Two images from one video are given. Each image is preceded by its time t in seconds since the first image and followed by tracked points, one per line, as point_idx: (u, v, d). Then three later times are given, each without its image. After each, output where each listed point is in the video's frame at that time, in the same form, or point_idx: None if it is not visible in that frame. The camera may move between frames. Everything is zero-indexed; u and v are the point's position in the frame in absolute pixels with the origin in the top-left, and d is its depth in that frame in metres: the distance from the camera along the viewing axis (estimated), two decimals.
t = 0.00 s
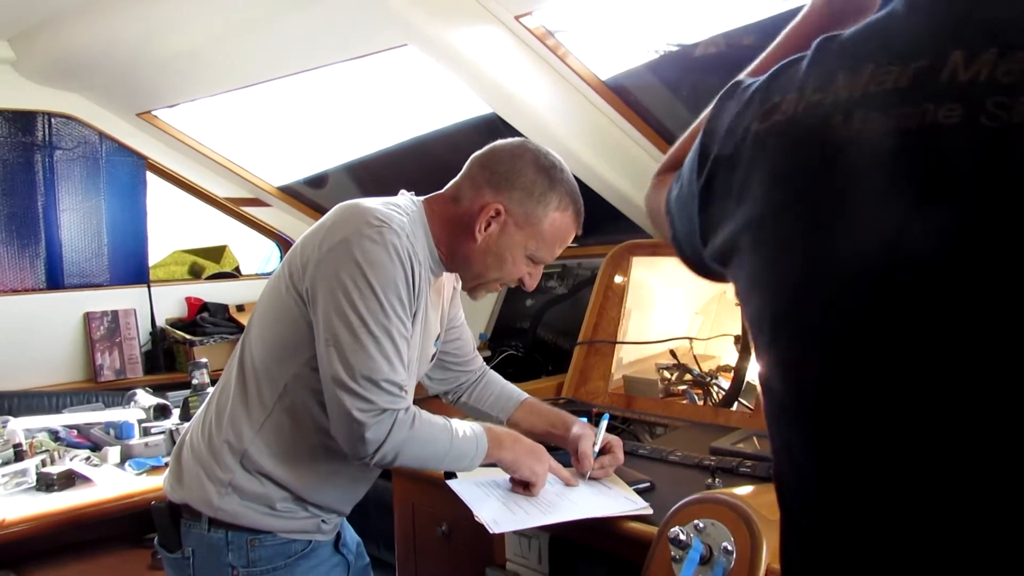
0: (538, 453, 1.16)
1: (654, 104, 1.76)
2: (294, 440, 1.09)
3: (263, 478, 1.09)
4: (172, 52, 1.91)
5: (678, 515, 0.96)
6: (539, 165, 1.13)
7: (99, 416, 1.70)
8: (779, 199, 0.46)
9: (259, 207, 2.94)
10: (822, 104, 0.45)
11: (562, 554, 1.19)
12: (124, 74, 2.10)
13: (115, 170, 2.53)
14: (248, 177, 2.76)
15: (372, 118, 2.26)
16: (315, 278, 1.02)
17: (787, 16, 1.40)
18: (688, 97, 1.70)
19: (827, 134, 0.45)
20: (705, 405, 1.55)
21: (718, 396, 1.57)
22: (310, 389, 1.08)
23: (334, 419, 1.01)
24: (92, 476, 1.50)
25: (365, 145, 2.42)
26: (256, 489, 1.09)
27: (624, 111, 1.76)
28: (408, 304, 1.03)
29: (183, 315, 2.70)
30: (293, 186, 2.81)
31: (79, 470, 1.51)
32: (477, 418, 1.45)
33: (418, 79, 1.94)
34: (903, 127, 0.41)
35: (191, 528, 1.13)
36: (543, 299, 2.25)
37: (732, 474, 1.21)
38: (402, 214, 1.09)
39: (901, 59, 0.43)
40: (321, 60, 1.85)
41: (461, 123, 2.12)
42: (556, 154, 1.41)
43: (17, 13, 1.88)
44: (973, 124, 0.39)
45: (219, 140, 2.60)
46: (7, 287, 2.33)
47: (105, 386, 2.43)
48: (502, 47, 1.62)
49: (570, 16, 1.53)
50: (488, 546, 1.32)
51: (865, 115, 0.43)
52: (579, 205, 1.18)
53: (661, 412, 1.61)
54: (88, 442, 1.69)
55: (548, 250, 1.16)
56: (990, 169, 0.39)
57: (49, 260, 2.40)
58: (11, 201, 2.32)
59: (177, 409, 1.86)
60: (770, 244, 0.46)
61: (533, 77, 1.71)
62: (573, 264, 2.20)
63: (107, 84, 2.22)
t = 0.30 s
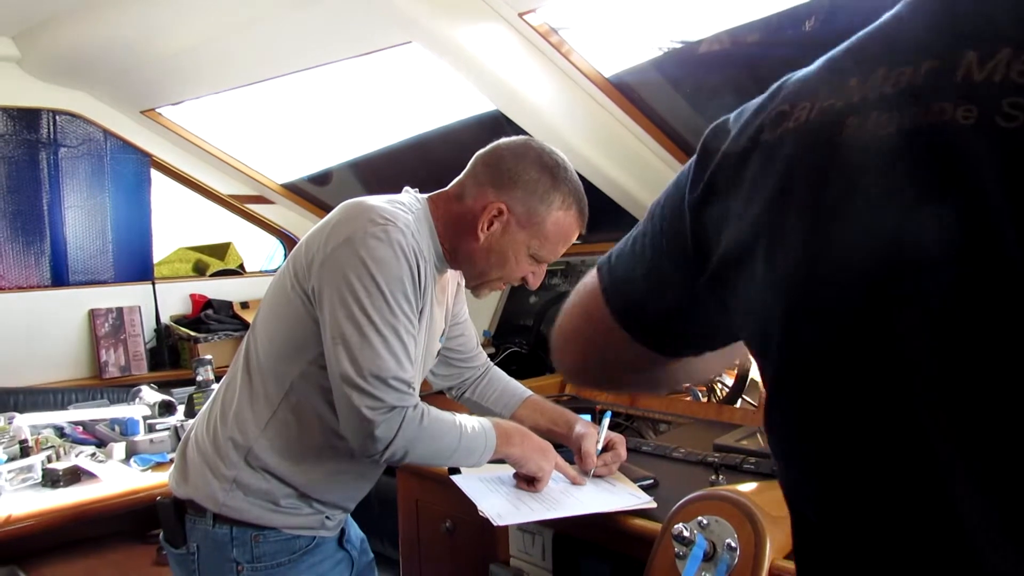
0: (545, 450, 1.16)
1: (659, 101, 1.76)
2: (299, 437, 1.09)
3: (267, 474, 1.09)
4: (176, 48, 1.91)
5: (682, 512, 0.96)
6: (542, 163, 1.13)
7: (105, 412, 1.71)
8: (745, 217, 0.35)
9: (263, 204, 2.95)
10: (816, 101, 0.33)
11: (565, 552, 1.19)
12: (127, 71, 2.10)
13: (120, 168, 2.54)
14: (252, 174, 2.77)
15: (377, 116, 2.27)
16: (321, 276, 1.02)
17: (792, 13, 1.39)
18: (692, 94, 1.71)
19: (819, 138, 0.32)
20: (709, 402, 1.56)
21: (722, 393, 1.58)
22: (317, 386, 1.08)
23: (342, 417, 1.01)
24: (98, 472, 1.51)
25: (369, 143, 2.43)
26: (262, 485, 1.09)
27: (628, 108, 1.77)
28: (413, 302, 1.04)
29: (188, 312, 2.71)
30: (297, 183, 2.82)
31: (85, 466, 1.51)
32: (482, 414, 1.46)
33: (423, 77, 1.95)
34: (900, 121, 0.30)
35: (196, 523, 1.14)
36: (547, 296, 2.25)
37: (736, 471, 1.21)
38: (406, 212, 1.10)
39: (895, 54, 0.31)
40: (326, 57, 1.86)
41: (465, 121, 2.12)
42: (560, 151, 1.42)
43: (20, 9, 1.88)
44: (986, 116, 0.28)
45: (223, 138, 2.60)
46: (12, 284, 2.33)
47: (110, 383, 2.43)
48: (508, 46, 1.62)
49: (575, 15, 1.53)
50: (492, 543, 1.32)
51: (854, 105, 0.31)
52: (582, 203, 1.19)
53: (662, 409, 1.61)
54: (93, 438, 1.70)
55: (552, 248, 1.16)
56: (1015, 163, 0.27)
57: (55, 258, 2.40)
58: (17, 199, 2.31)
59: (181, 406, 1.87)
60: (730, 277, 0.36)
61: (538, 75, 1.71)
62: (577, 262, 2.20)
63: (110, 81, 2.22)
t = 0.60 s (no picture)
0: (550, 448, 1.16)
1: (661, 98, 1.76)
2: (303, 434, 1.10)
3: (270, 472, 1.10)
4: (180, 47, 1.91)
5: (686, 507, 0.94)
6: (544, 160, 1.13)
7: (109, 411, 1.71)
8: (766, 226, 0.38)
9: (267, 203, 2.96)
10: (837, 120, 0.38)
11: (568, 549, 1.19)
12: (132, 70, 2.11)
13: (124, 167, 2.55)
14: (255, 173, 2.77)
15: (379, 114, 2.27)
16: (325, 274, 1.02)
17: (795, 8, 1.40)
18: (694, 91, 1.71)
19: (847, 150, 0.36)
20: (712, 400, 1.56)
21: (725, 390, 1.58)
22: (320, 384, 1.09)
23: (346, 413, 1.01)
24: (102, 471, 1.51)
25: (371, 141, 2.43)
26: (265, 483, 1.09)
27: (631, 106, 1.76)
28: (417, 300, 1.04)
29: (192, 311, 2.71)
30: (300, 182, 2.82)
31: (89, 465, 1.52)
32: (487, 412, 1.46)
33: (425, 75, 1.94)
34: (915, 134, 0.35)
35: (199, 521, 1.14)
36: (550, 295, 2.25)
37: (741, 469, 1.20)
38: (410, 210, 1.10)
39: (897, 80, 0.36)
40: (328, 56, 1.86)
41: (467, 119, 2.12)
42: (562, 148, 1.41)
43: (26, 8, 1.88)
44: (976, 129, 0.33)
45: (226, 137, 2.60)
46: (17, 283, 2.34)
47: (114, 381, 2.44)
48: (510, 43, 1.61)
49: (578, 11, 1.52)
50: (495, 541, 1.32)
51: (872, 125, 0.36)
52: (585, 200, 1.18)
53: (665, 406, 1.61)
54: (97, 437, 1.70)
55: (554, 245, 1.15)
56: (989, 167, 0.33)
57: (58, 257, 2.42)
58: (21, 197, 2.33)
59: (185, 404, 1.87)
60: (757, 270, 0.39)
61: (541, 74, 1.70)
62: (580, 260, 2.21)
63: (114, 80, 2.22)
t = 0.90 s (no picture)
0: (556, 443, 1.16)
1: (667, 94, 1.75)
2: (309, 431, 1.10)
3: (277, 468, 1.10)
4: (186, 44, 1.91)
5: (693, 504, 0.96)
6: (550, 155, 1.13)
7: (115, 407, 1.71)
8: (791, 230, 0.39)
9: (272, 199, 2.96)
10: (872, 126, 0.39)
11: (573, 545, 1.19)
12: (137, 67, 2.11)
13: (129, 163, 2.55)
14: (260, 170, 2.77)
15: (384, 110, 2.27)
16: (332, 270, 1.02)
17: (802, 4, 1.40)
18: (700, 86, 1.71)
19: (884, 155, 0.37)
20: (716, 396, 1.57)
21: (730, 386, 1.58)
22: (327, 380, 1.09)
23: (354, 410, 1.02)
24: (109, 466, 1.52)
25: (375, 138, 2.43)
26: (270, 478, 1.10)
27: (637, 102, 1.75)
28: (424, 296, 1.04)
29: (197, 307, 2.72)
30: (305, 178, 2.83)
31: (96, 460, 1.52)
32: (491, 408, 1.46)
33: (430, 71, 1.94)
34: (959, 140, 0.35)
35: (205, 516, 1.14)
36: (554, 290, 2.26)
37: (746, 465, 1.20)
38: (417, 207, 1.10)
39: (906, 105, 0.38)
40: (334, 52, 1.85)
41: (472, 115, 2.12)
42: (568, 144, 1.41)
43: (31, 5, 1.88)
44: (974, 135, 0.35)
45: (231, 133, 2.60)
46: (23, 280, 2.34)
47: (120, 378, 2.45)
48: (515, 39, 1.61)
49: (583, 7, 1.51)
50: (500, 536, 1.32)
51: (910, 130, 0.37)
52: (591, 195, 1.18)
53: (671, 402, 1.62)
54: (104, 433, 1.71)
55: (561, 240, 1.15)
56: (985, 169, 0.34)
57: (64, 254, 2.42)
58: (27, 194, 2.33)
59: (192, 400, 1.88)
60: (816, 280, 0.38)
61: (548, 72, 1.69)
62: (585, 255, 2.22)
63: (120, 77, 2.22)
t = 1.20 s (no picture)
0: (558, 435, 1.17)
1: (669, 86, 1.75)
2: (314, 422, 1.10)
3: (282, 459, 1.10)
4: (188, 36, 1.91)
5: (694, 497, 0.97)
6: (553, 146, 1.13)
7: (118, 399, 1.72)
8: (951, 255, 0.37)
9: (274, 192, 2.96)
10: (973, 131, 0.38)
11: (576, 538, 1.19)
12: (139, 59, 2.10)
13: (131, 156, 2.55)
14: (263, 163, 2.77)
15: (386, 102, 2.27)
16: (336, 262, 1.02)
17: None
18: (702, 78, 1.70)
19: (1003, 162, 0.36)
20: (720, 389, 1.55)
21: (732, 379, 1.57)
22: (331, 371, 1.09)
23: (357, 400, 1.02)
24: (113, 458, 1.52)
25: (377, 130, 2.43)
26: (275, 470, 1.10)
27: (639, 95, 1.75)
28: (428, 288, 1.04)
29: (200, 300, 2.73)
30: (307, 171, 2.83)
31: (100, 452, 1.53)
32: (496, 400, 1.46)
33: (432, 63, 1.93)
34: None
35: (210, 508, 1.15)
36: (557, 283, 2.26)
37: (748, 457, 1.21)
38: (421, 198, 1.10)
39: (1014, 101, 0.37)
40: (337, 44, 1.85)
41: (474, 107, 2.11)
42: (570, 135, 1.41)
43: None
44: None
45: (234, 126, 2.60)
46: (26, 273, 2.34)
47: (123, 370, 2.46)
48: (519, 32, 1.60)
49: None
50: (503, 528, 1.33)
51: (983, 134, 0.37)
52: (594, 186, 1.18)
53: (673, 395, 1.61)
54: (107, 425, 1.71)
55: (564, 231, 1.15)
56: None
57: (67, 246, 2.42)
58: (30, 187, 2.33)
59: (195, 392, 1.88)
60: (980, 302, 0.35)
61: (550, 64, 1.69)
62: (587, 248, 2.22)
63: (122, 70, 2.22)
